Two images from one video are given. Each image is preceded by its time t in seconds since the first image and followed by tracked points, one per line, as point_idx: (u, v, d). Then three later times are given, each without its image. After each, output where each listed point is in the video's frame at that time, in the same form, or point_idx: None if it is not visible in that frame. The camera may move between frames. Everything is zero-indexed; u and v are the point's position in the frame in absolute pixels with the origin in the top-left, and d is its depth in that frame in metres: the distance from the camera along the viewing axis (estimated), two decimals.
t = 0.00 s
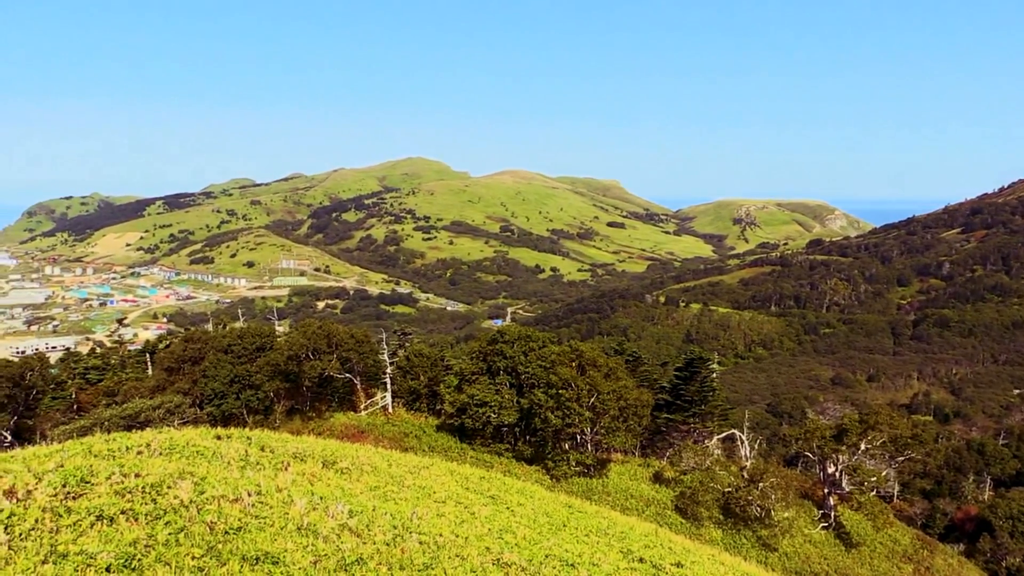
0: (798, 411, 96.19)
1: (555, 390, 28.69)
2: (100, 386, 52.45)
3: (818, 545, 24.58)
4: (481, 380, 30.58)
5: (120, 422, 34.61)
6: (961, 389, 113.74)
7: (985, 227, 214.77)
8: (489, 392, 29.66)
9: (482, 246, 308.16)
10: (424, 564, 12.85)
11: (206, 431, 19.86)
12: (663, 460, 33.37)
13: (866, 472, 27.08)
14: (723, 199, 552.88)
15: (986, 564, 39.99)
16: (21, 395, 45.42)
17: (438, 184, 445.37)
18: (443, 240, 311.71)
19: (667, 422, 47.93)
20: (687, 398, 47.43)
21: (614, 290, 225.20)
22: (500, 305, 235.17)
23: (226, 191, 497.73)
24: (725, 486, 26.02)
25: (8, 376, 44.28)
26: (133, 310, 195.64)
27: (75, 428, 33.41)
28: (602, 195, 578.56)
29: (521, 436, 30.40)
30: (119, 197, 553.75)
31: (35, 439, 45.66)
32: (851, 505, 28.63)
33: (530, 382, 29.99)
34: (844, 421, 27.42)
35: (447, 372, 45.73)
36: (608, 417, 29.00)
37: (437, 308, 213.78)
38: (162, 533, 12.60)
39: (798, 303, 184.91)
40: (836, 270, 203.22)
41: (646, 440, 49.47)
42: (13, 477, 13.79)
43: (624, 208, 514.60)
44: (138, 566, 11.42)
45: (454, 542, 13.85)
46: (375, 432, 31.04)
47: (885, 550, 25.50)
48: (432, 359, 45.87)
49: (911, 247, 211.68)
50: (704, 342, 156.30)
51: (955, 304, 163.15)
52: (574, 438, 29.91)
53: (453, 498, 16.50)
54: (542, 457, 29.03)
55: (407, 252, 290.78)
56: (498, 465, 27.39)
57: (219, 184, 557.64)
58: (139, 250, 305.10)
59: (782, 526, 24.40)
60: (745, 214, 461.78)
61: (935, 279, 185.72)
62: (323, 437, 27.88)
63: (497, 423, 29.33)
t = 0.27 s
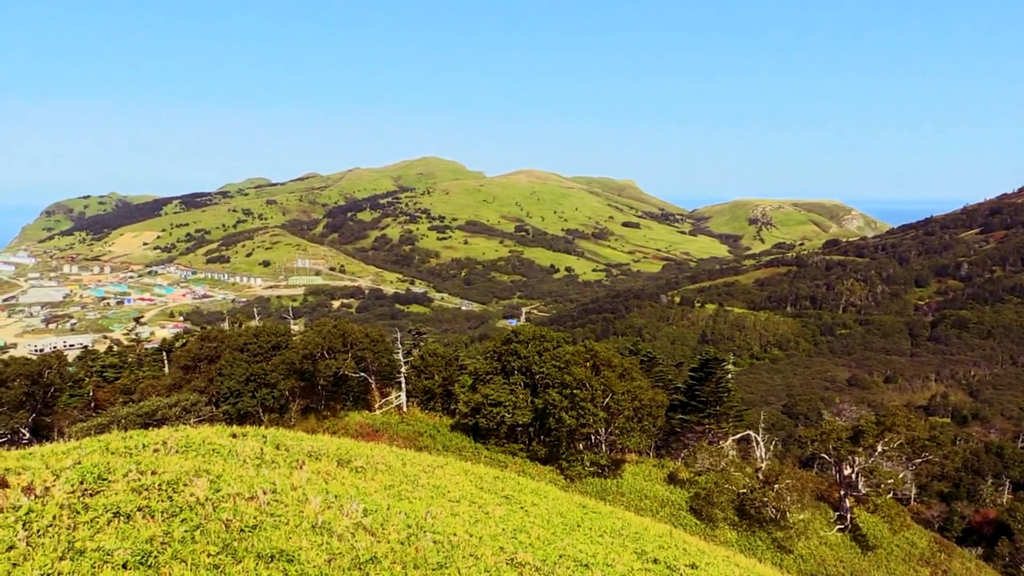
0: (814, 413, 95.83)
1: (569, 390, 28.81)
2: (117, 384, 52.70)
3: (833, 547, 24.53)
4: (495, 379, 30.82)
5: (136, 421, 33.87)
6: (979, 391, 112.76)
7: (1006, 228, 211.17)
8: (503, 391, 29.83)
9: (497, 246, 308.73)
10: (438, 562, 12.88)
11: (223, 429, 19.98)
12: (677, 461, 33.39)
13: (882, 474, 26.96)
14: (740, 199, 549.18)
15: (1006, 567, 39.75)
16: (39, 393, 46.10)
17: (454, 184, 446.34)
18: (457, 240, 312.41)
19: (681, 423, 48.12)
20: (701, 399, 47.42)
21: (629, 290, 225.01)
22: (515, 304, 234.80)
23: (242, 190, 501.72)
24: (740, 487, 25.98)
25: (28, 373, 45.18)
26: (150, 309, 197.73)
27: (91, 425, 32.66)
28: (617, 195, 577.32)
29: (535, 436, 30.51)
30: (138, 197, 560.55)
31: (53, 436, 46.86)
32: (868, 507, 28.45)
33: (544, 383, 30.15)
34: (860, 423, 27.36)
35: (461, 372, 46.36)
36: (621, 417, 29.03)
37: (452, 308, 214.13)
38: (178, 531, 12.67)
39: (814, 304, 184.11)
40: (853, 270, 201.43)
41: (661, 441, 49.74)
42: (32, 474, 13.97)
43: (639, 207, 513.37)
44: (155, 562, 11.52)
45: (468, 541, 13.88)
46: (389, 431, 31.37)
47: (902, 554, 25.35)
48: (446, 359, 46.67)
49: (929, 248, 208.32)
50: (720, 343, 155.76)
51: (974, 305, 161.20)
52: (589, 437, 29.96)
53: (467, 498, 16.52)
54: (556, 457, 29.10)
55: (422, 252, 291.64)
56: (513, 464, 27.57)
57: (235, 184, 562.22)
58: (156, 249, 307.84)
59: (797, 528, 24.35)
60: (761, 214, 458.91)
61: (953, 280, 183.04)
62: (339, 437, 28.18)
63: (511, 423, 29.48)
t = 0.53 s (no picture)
0: (832, 414, 95.19)
1: (585, 391, 28.97)
2: (135, 382, 52.86)
3: (851, 549, 24.43)
4: (511, 379, 31.10)
5: (155, 418, 34.38)
6: (1000, 393, 111.32)
7: None
8: (519, 391, 30.08)
9: (513, 246, 308.77)
10: (453, 561, 12.90)
11: (239, 426, 20.11)
12: (693, 462, 33.41)
13: (901, 476, 26.85)
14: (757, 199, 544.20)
15: None
16: (59, 390, 46.64)
17: (470, 184, 447.29)
18: (473, 240, 313.06)
19: (698, 424, 48.17)
20: (718, 400, 47.42)
21: (646, 290, 224.59)
22: (531, 304, 234.17)
23: (259, 189, 505.68)
24: (756, 489, 25.93)
25: (47, 370, 45.69)
26: (168, 307, 200.18)
27: (111, 423, 33.37)
28: (633, 195, 575.39)
29: (551, 436, 30.63)
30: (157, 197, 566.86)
31: (72, 434, 47.16)
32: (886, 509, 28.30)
33: (560, 383, 30.32)
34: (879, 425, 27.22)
35: (475, 372, 47.08)
36: (638, 418, 29.11)
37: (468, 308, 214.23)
38: (195, 528, 12.75)
39: (832, 305, 182.79)
40: (872, 271, 198.46)
41: (677, 441, 49.92)
42: (51, 472, 14.16)
43: (655, 207, 511.20)
44: (174, 558, 11.63)
45: (483, 541, 13.88)
46: (405, 431, 31.53)
47: (920, 558, 25.20)
48: (462, 358, 47.23)
49: (949, 249, 202.19)
50: (737, 344, 154.92)
51: (995, 306, 158.48)
52: (604, 438, 30.07)
53: (483, 497, 16.55)
54: (571, 457, 29.24)
55: (438, 251, 292.53)
56: (528, 464, 27.76)
57: (252, 183, 566.61)
58: (174, 248, 310.24)
59: (814, 531, 24.27)
60: (779, 214, 454.77)
61: (974, 281, 178.79)
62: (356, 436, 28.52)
63: (527, 423, 29.65)
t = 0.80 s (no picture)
0: (850, 416, 94.41)
1: (601, 391, 29.15)
2: (153, 381, 53.08)
3: (869, 552, 24.37)
4: (528, 379, 31.35)
5: (173, 416, 33.85)
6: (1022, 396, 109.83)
7: None
8: (536, 391, 30.34)
9: (530, 246, 308.72)
10: (468, 561, 12.93)
11: (257, 425, 20.27)
12: (710, 463, 33.49)
13: (920, 479, 26.75)
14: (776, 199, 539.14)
15: None
16: (79, 388, 46.90)
17: (487, 184, 448.22)
18: (490, 240, 313.67)
19: (715, 425, 48.31)
20: (735, 401, 47.42)
21: (663, 290, 224.29)
22: (548, 304, 233.96)
23: (278, 189, 509.97)
24: (773, 491, 25.94)
25: (67, 368, 45.99)
26: (187, 306, 202.57)
27: (129, 421, 32.83)
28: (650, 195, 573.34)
29: (567, 436, 30.76)
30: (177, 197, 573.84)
31: (92, 431, 47.29)
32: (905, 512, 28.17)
33: (576, 383, 30.49)
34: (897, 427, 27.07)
35: (492, 371, 47.22)
36: (654, 419, 29.18)
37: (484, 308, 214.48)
38: (214, 526, 12.85)
39: (851, 306, 181.21)
40: (892, 271, 195.17)
41: (694, 443, 50.00)
42: (71, 468, 14.33)
43: (672, 207, 508.99)
44: (191, 555, 11.71)
45: (499, 541, 13.92)
46: (421, 430, 31.75)
47: (939, 561, 25.08)
48: (478, 358, 47.31)
49: (971, 250, 194.20)
50: (754, 345, 154.17)
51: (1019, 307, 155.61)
52: (621, 439, 30.15)
53: (499, 497, 16.59)
54: (587, 458, 29.35)
55: (455, 251, 293.37)
56: (543, 464, 27.91)
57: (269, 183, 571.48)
58: (193, 248, 313.85)
59: (832, 533, 24.20)
60: (798, 214, 450.51)
61: (995, 282, 173.26)
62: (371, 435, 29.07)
63: (542, 423, 29.86)
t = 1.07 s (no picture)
0: (870, 419, 93.42)
1: (620, 391, 29.36)
2: (173, 378, 53.58)
3: (889, 555, 24.28)
4: (546, 379, 31.57)
5: (194, 414, 34.79)
6: None
7: None
8: (554, 392, 30.50)
9: (548, 246, 308.95)
10: (486, 561, 12.92)
11: (274, 424, 20.34)
12: (727, 464, 33.45)
13: (942, 482, 26.67)
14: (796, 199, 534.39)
15: None
16: (100, 385, 47.58)
17: (505, 184, 448.91)
18: (508, 240, 313.97)
19: (733, 426, 48.24)
20: (754, 402, 47.42)
21: (680, 291, 223.70)
22: (565, 304, 233.84)
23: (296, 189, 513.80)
24: (792, 493, 25.87)
25: (89, 366, 46.62)
26: (206, 305, 204.61)
27: (150, 418, 33.73)
28: (668, 195, 571.26)
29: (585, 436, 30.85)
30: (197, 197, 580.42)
31: (112, 428, 47.91)
32: (925, 515, 28.04)
33: (594, 383, 30.61)
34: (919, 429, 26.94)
35: (510, 371, 47.03)
36: (673, 420, 29.30)
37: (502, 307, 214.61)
38: (232, 523, 12.93)
39: (871, 307, 179.21)
40: (913, 272, 191.98)
41: (712, 444, 49.99)
42: (93, 465, 14.50)
43: (690, 208, 506.72)
44: (211, 552, 11.79)
45: (516, 541, 13.94)
46: (438, 430, 31.99)
47: (960, 565, 24.91)
48: (496, 358, 47.31)
49: (994, 251, 190.84)
50: (773, 346, 152.99)
51: None
52: (639, 439, 30.21)
53: (516, 497, 16.61)
54: (604, 458, 29.37)
55: (473, 251, 294.00)
56: (560, 464, 28.02)
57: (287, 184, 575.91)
58: (212, 247, 316.90)
59: (852, 536, 24.07)
60: (818, 215, 446.95)
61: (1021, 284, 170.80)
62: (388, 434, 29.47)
63: (560, 423, 30.03)
